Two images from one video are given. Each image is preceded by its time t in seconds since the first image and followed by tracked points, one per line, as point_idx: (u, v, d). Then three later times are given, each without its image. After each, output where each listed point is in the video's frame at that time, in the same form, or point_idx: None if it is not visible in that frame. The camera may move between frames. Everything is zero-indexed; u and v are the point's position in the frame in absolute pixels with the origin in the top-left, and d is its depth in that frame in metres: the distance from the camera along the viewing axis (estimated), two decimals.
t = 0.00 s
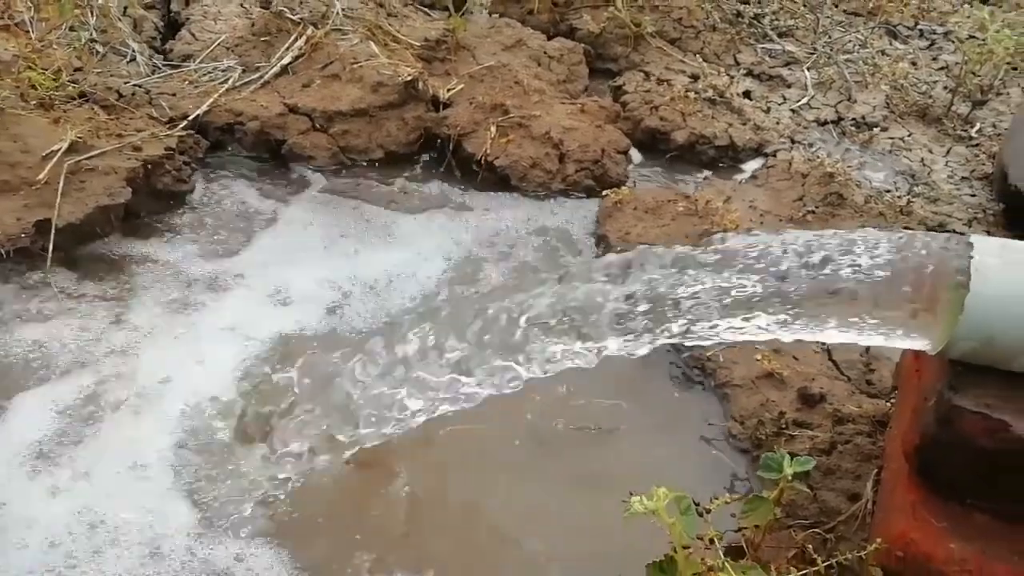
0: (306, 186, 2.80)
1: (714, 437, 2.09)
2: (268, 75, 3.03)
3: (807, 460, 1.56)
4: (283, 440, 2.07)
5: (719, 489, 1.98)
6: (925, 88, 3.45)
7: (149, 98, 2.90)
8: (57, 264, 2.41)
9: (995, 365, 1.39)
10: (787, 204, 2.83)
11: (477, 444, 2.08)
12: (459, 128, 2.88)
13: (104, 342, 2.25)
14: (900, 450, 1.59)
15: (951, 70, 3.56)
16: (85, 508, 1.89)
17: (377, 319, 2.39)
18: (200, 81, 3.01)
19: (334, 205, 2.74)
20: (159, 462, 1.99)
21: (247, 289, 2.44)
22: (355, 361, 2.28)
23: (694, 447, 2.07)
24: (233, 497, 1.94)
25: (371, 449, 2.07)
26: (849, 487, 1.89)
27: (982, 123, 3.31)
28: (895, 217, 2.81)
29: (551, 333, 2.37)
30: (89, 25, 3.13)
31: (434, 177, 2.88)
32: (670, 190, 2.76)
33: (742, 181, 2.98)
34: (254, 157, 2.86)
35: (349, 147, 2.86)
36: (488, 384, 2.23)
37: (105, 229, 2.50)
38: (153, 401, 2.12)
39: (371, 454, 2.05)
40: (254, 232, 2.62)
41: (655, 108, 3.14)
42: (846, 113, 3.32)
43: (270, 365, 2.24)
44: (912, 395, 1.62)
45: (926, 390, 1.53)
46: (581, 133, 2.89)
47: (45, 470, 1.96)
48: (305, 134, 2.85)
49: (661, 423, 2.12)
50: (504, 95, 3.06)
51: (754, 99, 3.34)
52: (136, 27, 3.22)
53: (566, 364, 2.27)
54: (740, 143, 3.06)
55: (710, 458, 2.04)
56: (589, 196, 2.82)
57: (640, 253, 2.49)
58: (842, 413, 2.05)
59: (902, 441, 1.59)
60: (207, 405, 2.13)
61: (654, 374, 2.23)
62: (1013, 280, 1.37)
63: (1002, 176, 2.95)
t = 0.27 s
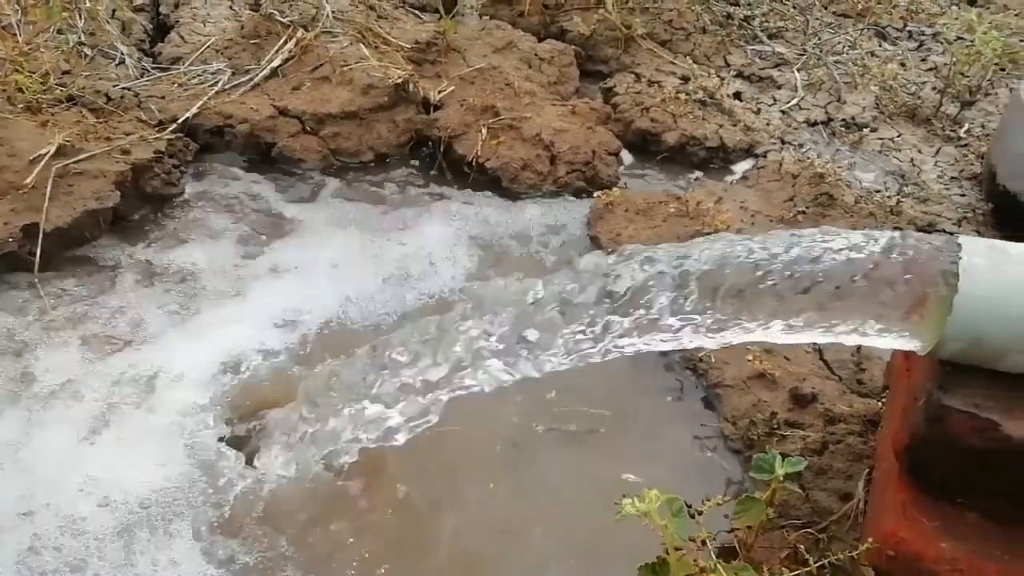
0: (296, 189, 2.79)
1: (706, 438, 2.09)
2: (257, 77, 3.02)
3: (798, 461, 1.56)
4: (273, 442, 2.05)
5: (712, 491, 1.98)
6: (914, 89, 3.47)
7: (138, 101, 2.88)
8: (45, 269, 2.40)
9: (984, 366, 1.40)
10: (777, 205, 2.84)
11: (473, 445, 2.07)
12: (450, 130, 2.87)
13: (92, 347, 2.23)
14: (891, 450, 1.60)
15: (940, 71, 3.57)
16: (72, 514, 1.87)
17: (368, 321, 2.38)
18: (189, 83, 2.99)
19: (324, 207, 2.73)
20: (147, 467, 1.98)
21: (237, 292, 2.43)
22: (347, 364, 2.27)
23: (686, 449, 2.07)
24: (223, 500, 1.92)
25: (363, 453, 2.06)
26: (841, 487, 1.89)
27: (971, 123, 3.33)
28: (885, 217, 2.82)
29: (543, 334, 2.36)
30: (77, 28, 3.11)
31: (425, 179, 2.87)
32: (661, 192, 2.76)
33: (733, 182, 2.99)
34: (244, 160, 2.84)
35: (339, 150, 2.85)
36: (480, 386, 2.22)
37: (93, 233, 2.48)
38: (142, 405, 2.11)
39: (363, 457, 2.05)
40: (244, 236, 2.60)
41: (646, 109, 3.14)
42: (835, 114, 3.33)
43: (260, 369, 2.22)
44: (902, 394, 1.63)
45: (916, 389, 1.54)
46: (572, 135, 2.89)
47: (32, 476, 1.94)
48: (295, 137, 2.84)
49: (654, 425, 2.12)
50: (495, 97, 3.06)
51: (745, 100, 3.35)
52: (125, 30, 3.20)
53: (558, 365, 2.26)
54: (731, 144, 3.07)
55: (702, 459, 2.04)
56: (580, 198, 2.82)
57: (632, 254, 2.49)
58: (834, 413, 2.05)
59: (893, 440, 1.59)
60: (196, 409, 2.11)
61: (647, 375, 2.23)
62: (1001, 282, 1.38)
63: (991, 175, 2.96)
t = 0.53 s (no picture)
0: (292, 193, 2.79)
1: (704, 440, 2.09)
2: (252, 82, 3.01)
3: (794, 463, 1.56)
4: (271, 449, 2.06)
5: (710, 493, 1.99)
6: (910, 86, 3.47)
7: (133, 107, 2.88)
8: (41, 276, 2.39)
9: (977, 366, 1.41)
10: (774, 204, 2.84)
11: (470, 449, 2.07)
12: (445, 133, 2.87)
13: (85, 358, 2.22)
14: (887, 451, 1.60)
15: (936, 68, 3.57)
16: (70, 524, 1.87)
17: (365, 326, 2.38)
18: (184, 88, 2.99)
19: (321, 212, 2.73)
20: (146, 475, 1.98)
21: (233, 300, 2.42)
22: (345, 368, 2.26)
23: (684, 451, 2.07)
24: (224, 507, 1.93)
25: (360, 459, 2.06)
26: (838, 488, 1.89)
27: (967, 120, 3.33)
28: (882, 215, 2.82)
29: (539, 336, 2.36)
30: (72, 34, 3.11)
31: (422, 182, 2.87)
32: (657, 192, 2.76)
33: (729, 181, 2.98)
34: (240, 165, 2.84)
35: (335, 153, 2.85)
36: (477, 389, 2.22)
37: (90, 240, 2.48)
38: (138, 414, 2.11)
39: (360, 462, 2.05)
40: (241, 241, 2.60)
41: (641, 110, 3.14)
42: (832, 113, 3.33)
43: (258, 377, 2.22)
44: (898, 395, 1.63)
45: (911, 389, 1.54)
46: (568, 137, 2.89)
47: (28, 489, 1.94)
48: (291, 141, 2.83)
49: (651, 427, 2.12)
50: (491, 99, 3.05)
51: (741, 99, 3.35)
52: (120, 35, 3.20)
53: (555, 368, 2.26)
54: (727, 143, 3.07)
55: (700, 461, 2.04)
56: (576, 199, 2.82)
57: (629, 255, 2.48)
58: (831, 413, 2.05)
59: (888, 441, 1.59)
60: (193, 416, 2.11)
61: (643, 377, 2.23)
62: (992, 282, 1.38)
63: (987, 172, 2.96)
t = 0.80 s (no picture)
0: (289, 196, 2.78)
1: (701, 443, 2.08)
2: (250, 85, 3.01)
3: (791, 467, 1.55)
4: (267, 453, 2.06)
5: (707, 496, 1.98)
6: (909, 88, 3.46)
7: (130, 111, 2.88)
8: (37, 280, 2.39)
9: (972, 369, 1.41)
10: (771, 207, 2.84)
11: (466, 455, 2.06)
12: (443, 136, 2.87)
13: (81, 361, 2.22)
14: (884, 454, 1.59)
15: (934, 69, 3.57)
16: (64, 530, 1.86)
17: (362, 329, 2.37)
18: (182, 92, 2.99)
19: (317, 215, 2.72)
20: (140, 480, 1.97)
21: (228, 303, 2.41)
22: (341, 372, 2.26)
23: (681, 454, 2.06)
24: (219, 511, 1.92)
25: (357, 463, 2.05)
26: (836, 492, 1.88)
27: (965, 122, 3.32)
28: (880, 217, 2.82)
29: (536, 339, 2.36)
30: (69, 38, 3.11)
31: (419, 186, 2.86)
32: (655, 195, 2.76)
33: (727, 184, 2.98)
34: (236, 168, 2.83)
35: (333, 157, 2.84)
36: (475, 393, 2.22)
37: (86, 244, 2.48)
38: (134, 418, 2.10)
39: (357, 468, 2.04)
40: (237, 244, 2.59)
41: (639, 112, 3.14)
42: (829, 115, 3.32)
43: (254, 381, 2.22)
44: (895, 398, 1.62)
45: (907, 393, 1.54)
46: (565, 139, 2.89)
47: (23, 494, 1.93)
48: (288, 144, 2.83)
49: (648, 430, 2.11)
50: (488, 102, 3.05)
51: (739, 101, 3.34)
52: (117, 39, 3.20)
53: (553, 372, 2.26)
54: (725, 146, 3.07)
55: (697, 465, 2.04)
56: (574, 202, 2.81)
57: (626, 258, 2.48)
58: (828, 416, 2.05)
59: (885, 444, 1.59)
60: (188, 420, 2.10)
61: (640, 380, 2.22)
62: (987, 285, 1.38)
63: (985, 174, 2.96)
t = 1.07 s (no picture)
0: (287, 196, 2.77)
1: (701, 443, 2.07)
2: (248, 85, 3.00)
3: (790, 468, 1.54)
4: (266, 455, 2.06)
5: (708, 497, 1.97)
6: (910, 85, 3.45)
7: (129, 112, 2.87)
8: (34, 282, 2.39)
9: (972, 369, 1.40)
10: (772, 205, 2.82)
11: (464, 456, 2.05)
12: (441, 135, 2.86)
13: (80, 365, 2.21)
14: (884, 454, 1.58)
15: (936, 67, 3.55)
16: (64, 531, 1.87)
17: (361, 330, 2.36)
18: (180, 92, 2.98)
19: (315, 215, 2.71)
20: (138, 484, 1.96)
21: (227, 305, 2.41)
22: (340, 374, 2.25)
23: (680, 454, 2.05)
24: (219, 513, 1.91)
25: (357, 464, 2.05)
26: (836, 492, 1.87)
27: (967, 119, 3.31)
28: (881, 215, 2.80)
29: (535, 339, 2.35)
30: (67, 39, 3.11)
31: (419, 185, 2.85)
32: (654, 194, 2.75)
33: (727, 182, 2.97)
34: (235, 168, 2.83)
35: (331, 157, 2.84)
36: (475, 394, 2.21)
37: (84, 246, 2.47)
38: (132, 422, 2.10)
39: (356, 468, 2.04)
40: (238, 245, 2.59)
41: (639, 111, 3.13)
42: (831, 112, 3.31)
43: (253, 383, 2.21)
44: (895, 398, 1.61)
45: (907, 392, 1.53)
46: (565, 138, 2.88)
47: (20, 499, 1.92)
48: (287, 144, 2.82)
49: (647, 431, 2.10)
50: (487, 101, 3.04)
51: (739, 100, 3.33)
52: (116, 39, 3.19)
53: (552, 372, 2.25)
54: (725, 144, 3.06)
55: (696, 465, 2.03)
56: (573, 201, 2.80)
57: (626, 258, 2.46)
58: (828, 416, 2.03)
59: (885, 444, 1.58)
60: (187, 424, 2.10)
61: (640, 380, 2.21)
62: (985, 284, 1.38)
63: (987, 171, 2.94)
